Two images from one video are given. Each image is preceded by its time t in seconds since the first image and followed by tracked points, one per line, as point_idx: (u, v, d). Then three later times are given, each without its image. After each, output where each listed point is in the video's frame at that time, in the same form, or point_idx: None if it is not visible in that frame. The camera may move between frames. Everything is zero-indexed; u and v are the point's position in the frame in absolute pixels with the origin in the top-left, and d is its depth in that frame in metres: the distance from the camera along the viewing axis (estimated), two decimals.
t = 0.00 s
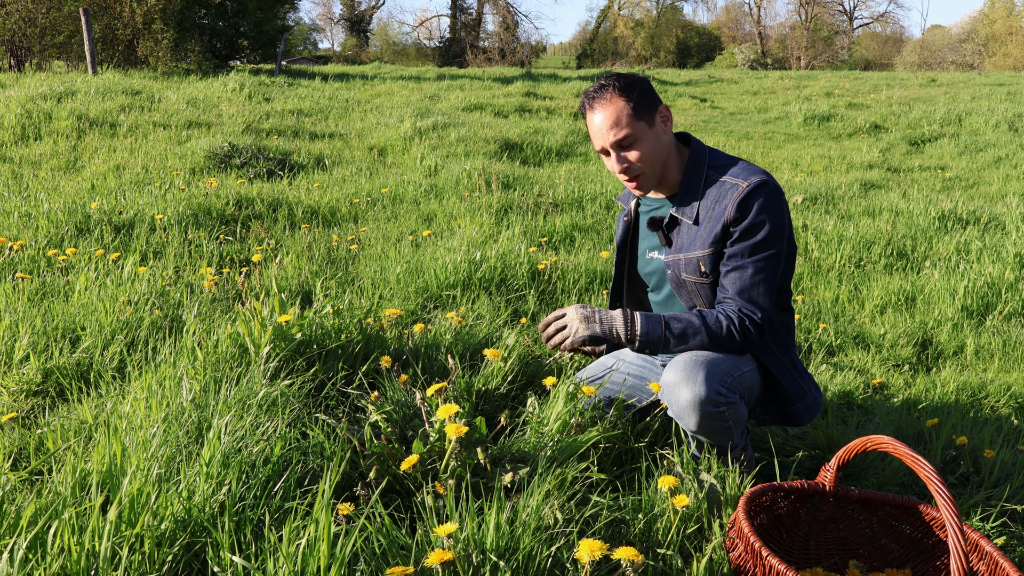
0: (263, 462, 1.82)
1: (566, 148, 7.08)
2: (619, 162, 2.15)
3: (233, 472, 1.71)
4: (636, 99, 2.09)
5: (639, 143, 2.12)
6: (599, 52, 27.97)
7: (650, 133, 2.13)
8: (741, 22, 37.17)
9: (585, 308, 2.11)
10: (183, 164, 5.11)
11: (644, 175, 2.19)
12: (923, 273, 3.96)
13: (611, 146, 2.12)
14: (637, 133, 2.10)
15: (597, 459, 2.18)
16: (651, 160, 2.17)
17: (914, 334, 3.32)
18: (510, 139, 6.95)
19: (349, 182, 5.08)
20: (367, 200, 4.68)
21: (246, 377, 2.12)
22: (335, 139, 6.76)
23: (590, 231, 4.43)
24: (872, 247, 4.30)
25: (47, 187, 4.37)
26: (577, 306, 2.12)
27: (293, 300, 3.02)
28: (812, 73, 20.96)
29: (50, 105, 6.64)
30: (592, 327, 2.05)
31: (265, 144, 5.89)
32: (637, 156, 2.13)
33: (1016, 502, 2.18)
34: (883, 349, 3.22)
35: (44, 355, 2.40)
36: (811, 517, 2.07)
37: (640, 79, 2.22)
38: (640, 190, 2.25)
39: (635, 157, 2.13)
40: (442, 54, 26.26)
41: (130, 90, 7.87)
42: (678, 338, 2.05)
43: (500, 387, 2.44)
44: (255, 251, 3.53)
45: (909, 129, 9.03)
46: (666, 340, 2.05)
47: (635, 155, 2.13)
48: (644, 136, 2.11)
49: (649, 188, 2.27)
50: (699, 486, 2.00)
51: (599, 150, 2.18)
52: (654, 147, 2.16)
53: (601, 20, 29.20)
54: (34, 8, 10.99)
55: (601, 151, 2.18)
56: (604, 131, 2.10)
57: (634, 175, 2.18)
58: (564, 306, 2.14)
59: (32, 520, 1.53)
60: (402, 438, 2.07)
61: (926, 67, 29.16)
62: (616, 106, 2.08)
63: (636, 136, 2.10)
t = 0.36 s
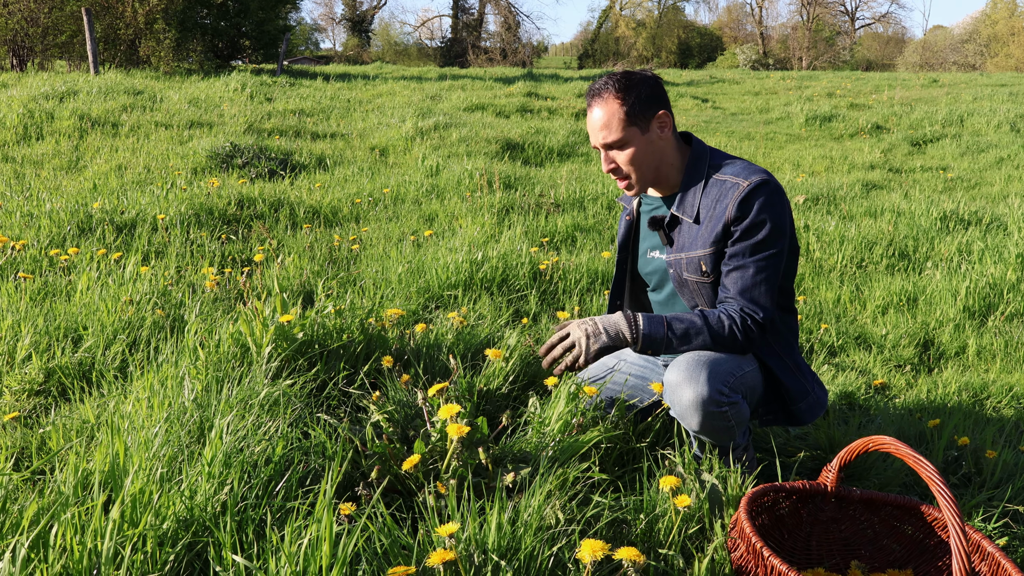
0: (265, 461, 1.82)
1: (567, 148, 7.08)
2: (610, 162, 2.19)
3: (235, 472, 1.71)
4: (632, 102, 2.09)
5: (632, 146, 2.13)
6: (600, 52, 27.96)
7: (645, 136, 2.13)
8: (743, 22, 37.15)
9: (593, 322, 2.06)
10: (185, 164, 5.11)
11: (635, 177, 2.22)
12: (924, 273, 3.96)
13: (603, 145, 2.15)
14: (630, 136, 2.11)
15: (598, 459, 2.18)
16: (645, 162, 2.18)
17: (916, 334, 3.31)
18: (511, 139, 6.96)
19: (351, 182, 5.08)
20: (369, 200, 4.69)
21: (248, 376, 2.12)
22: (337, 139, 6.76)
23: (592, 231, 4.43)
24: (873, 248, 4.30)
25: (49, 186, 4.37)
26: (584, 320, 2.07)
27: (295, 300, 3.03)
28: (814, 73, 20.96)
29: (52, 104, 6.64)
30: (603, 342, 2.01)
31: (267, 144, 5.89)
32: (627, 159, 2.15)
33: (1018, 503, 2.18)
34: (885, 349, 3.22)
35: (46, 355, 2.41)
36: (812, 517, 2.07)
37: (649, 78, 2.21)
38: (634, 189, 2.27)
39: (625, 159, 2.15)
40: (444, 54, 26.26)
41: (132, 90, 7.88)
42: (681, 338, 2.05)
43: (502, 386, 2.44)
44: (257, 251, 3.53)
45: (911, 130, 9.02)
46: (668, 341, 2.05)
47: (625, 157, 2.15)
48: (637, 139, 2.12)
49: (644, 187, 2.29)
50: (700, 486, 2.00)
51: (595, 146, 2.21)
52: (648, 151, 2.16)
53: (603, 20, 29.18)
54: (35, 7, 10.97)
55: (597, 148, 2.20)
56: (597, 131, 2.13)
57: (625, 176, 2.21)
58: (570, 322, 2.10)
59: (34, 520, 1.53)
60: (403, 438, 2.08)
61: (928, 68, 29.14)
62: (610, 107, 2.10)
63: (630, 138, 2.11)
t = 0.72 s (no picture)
0: (265, 463, 1.82)
1: (568, 149, 7.08)
2: (615, 157, 2.19)
3: (235, 473, 1.70)
4: (640, 96, 2.09)
5: (638, 141, 2.13)
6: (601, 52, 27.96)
7: (650, 131, 2.13)
8: (744, 23, 37.17)
9: (613, 325, 1.97)
10: (185, 165, 5.11)
11: (641, 172, 2.22)
12: (925, 275, 3.95)
13: (610, 139, 2.15)
14: (637, 131, 2.11)
15: (599, 461, 2.18)
16: (650, 158, 2.18)
17: (917, 336, 3.31)
18: (512, 140, 6.96)
19: (352, 183, 5.08)
20: (369, 201, 4.69)
21: (249, 377, 2.12)
22: (338, 139, 6.76)
23: (592, 232, 4.43)
24: (874, 249, 4.30)
25: (49, 187, 4.37)
26: (607, 321, 1.97)
27: (296, 301, 3.03)
28: (816, 74, 20.96)
29: (53, 105, 6.65)
30: (613, 347, 2.00)
31: (268, 145, 5.89)
32: (632, 154, 2.15)
33: (1020, 505, 2.17)
34: (886, 351, 3.21)
35: (46, 355, 2.41)
36: (813, 519, 2.06)
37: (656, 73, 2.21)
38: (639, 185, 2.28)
39: (631, 153, 2.15)
40: (445, 55, 26.27)
41: (133, 90, 7.88)
42: (686, 334, 2.04)
43: (503, 387, 2.44)
44: (257, 252, 3.53)
45: (912, 131, 9.02)
46: (672, 339, 2.04)
47: (631, 152, 2.15)
48: (644, 134, 2.12)
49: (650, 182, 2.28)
50: (701, 488, 2.00)
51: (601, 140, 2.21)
52: (654, 146, 2.16)
53: (604, 21, 29.18)
54: (37, 8, 10.98)
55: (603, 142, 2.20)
56: (603, 125, 2.14)
57: (629, 171, 2.21)
58: (595, 322, 1.96)
59: (34, 521, 1.53)
60: (404, 440, 2.08)
61: (929, 69, 29.15)
62: (618, 101, 2.10)
63: (636, 133, 2.11)
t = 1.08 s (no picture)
0: (264, 462, 1.81)
1: (568, 148, 7.08)
2: (613, 155, 2.19)
3: (234, 472, 1.70)
4: (638, 92, 2.08)
5: (638, 137, 2.12)
6: (602, 51, 27.92)
7: (649, 126, 2.12)
8: (745, 22, 37.17)
9: (626, 280, 1.93)
10: (185, 163, 5.10)
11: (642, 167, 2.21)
12: (926, 274, 3.95)
13: (609, 137, 2.14)
14: (636, 127, 2.10)
15: (599, 460, 2.18)
16: (651, 153, 2.17)
17: (917, 336, 3.30)
18: (512, 139, 6.96)
19: (351, 182, 5.08)
20: (369, 200, 4.68)
21: (248, 376, 2.12)
22: (338, 138, 6.75)
23: (592, 231, 4.42)
24: (875, 248, 4.29)
25: (49, 185, 4.37)
26: (621, 276, 1.92)
27: (295, 299, 3.02)
28: (817, 74, 20.96)
29: (53, 103, 6.64)
30: (621, 300, 1.96)
31: (268, 143, 5.88)
32: (633, 150, 2.14)
33: (1020, 505, 2.17)
34: (886, 350, 3.21)
35: (45, 354, 2.41)
36: (813, 519, 2.06)
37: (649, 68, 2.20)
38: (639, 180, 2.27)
39: (632, 150, 2.14)
40: (445, 53, 26.27)
41: (133, 89, 7.87)
42: (696, 302, 1.98)
43: (502, 386, 2.44)
44: (257, 251, 3.53)
45: (913, 130, 9.01)
46: (683, 303, 1.97)
47: (632, 148, 2.14)
48: (644, 129, 2.12)
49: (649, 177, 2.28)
50: (701, 488, 1.99)
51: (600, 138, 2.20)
52: (654, 141, 2.15)
53: (604, 20, 29.17)
54: (37, 6, 10.98)
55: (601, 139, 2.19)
56: (601, 124, 2.12)
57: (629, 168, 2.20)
58: (609, 275, 1.90)
59: (33, 520, 1.53)
60: (403, 439, 2.07)
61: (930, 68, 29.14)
62: (616, 98, 2.08)
63: (635, 129, 2.10)
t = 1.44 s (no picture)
0: (263, 460, 1.81)
1: (568, 146, 7.07)
2: (642, 125, 2.18)
3: (233, 470, 1.70)
4: (657, 71, 2.23)
5: (664, 107, 2.20)
6: (601, 48, 27.87)
7: (669, 104, 2.23)
8: (745, 20, 37.14)
9: (631, 300, 1.94)
10: (185, 161, 5.09)
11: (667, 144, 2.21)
12: (926, 272, 3.95)
13: (638, 105, 2.17)
14: (661, 97, 2.19)
15: (599, 458, 2.18)
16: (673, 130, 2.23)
17: (917, 333, 3.30)
18: (512, 137, 6.95)
19: (351, 180, 5.07)
20: (368, 198, 4.67)
21: (247, 374, 2.12)
22: (337, 136, 6.75)
23: (592, 229, 4.42)
24: (875, 246, 4.29)
25: (49, 183, 4.36)
26: (625, 297, 1.92)
27: (294, 297, 3.02)
28: (816, 72, 20.93)
29: (52, 101, 6.63)
30: (627, 319, 1.97)
31: (268, 141, 5.88)
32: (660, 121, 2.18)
33: (1020, 503, 2.17)
34: (885, 349, 3.21)
35: (45, 351, 2.40)
36: (813, 517, 2.06)
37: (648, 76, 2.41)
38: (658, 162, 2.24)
39: (660, 118, 2.19)
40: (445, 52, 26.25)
41: (133, 87, 7.86)
42: (702, 309, 2.01)
43: (501, 384, 2.44)
44: (256, 249, 3.52)
45: (913, 129, 9.01)
46: (687, 312, 2.01)
47: (659, 118, 2.19)
48: (667, 103, 2.21)
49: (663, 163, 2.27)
50: (701, 485, 1.99)
51: (622, 114, 2.22)
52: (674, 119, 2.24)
53: (604, 18, 29.15)
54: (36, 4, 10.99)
55: (624, 115, 2.21)
56: (633, 91, 2.17)
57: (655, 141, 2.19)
58: (613, 298, 1.90)
59: (32, 517, 1.52)
60: (403, 437, 2.07)
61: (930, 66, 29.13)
62: (642, 70, 2.19)
63: (661, 99, 2.19)
